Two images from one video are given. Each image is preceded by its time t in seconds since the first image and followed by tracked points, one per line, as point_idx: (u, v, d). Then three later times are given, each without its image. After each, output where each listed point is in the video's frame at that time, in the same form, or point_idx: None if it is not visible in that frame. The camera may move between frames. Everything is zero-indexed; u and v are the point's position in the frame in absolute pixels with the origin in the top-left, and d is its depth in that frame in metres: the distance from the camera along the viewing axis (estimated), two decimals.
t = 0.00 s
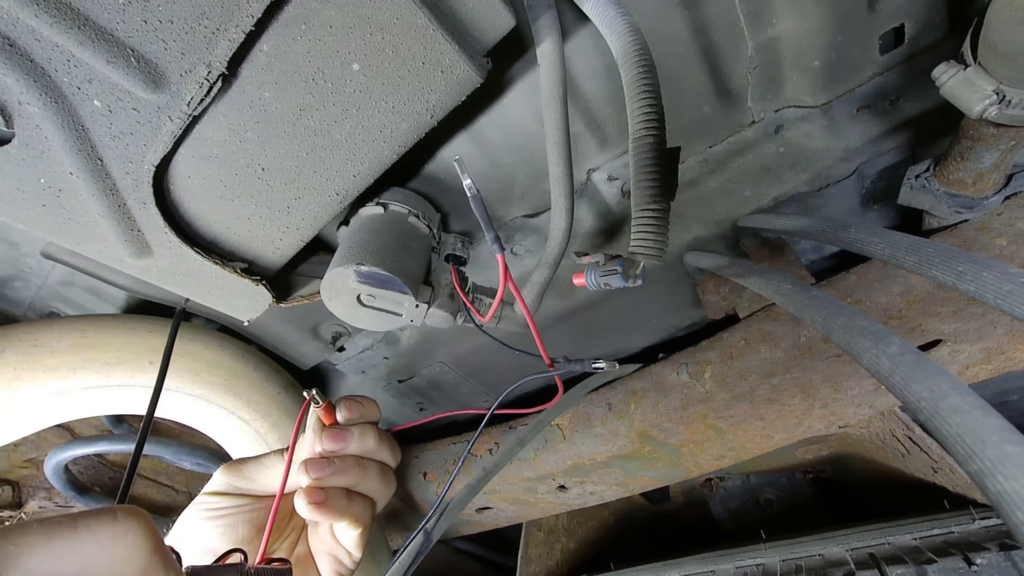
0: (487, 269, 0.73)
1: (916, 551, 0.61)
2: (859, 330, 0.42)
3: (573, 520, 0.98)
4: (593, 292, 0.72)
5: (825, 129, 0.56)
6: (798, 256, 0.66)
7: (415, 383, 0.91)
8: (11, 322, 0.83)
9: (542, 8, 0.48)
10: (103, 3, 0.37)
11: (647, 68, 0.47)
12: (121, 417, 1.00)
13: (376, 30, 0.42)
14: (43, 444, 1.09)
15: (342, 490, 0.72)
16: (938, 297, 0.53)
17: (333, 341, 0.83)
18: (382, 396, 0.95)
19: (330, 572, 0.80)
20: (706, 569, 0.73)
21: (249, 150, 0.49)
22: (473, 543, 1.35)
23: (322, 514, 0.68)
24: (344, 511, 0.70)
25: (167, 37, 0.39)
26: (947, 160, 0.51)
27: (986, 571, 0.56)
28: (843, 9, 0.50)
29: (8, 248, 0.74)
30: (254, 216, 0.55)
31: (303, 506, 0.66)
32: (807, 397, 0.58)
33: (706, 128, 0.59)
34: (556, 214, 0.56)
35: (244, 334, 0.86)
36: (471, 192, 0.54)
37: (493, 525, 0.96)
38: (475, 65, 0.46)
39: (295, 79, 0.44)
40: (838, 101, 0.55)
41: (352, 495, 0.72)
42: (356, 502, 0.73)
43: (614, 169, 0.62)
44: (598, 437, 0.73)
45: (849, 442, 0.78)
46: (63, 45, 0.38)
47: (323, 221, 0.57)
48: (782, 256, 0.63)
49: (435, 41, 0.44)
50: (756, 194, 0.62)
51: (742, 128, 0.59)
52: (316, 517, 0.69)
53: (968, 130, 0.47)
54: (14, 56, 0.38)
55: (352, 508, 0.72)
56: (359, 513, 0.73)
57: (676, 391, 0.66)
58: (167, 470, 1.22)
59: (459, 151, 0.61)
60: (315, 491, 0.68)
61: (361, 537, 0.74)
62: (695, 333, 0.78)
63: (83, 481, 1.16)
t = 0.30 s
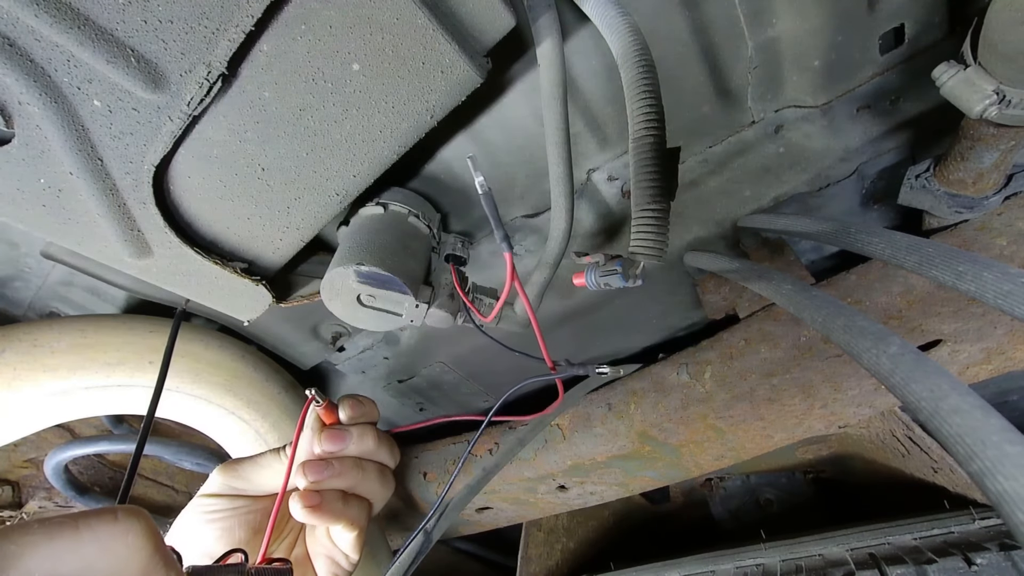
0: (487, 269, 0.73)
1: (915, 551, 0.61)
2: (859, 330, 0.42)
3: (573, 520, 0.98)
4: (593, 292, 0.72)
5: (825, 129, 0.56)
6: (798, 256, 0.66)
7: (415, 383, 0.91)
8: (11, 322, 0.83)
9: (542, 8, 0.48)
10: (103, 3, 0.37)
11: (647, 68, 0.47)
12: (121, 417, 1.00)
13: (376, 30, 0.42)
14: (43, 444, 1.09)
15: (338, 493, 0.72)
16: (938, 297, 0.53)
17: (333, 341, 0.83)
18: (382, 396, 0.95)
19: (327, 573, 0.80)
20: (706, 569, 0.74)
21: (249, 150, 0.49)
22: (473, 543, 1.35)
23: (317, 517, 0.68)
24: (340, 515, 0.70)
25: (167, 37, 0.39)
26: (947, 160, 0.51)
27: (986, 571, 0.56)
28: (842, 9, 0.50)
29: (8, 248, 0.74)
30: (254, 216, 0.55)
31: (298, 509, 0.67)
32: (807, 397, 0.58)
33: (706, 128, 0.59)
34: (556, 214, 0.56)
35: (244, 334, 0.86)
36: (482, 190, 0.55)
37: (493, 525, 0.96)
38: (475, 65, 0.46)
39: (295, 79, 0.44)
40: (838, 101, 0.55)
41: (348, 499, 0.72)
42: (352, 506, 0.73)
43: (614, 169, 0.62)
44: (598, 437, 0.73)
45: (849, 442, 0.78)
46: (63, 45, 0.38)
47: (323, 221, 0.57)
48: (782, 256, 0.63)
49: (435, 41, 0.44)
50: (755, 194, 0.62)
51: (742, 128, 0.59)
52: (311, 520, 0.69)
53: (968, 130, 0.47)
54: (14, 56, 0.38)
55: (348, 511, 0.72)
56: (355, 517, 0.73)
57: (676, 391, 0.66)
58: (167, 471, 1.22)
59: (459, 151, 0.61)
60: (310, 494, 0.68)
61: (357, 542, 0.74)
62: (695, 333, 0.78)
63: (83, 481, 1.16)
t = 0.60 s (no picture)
0: (487, 269, 0.73)
1: (915, 551, 0.61)
2: (859, 330, 0.42)
3: (573, 520, 0.98)
4: (593, 291, 0.72)
5: (825, 128, 0.56)
6: (798, 256, 0.66)
7: (415, 383, 0.91)
8: (11, 322, 0.83)
9: (542, 8, 0.48)
10: (103, 3, 0.37)
11: (647, 68, 0.47)
12: (121, 417, 1.00)
13: (375, 30, 0.42)
14: (43, 444, 1.09)
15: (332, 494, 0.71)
16: (938, 297, 0.53)
17: (333, 341, 0.83)
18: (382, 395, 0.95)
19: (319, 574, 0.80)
20: (706, 569, 0.74)
21: (249, 150, 0.49)
22: (473, 543, 1.35)
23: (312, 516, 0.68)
24: (333, 515, 0.70)
25: (167, 38, 0.39)
26: (947, 160, 0.51)
27: (986, 571, 0.56)
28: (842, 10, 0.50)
29: (8, 248, 0.74)
30: (253, 216, 0.55)
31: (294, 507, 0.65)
32: (807, 397, 0.58)
33: (706, 128, 0.59)
34: (556, 215, 0.56)
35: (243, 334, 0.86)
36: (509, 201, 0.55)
37: (493, 525, 0.96)
38: (475, 65, 0.46)
39: (295, 79, 0.44)
40: (838, 101, 0.55)
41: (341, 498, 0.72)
42: (345, 507, 0.73)
43: (614, 169, 0.62)
44: (598, 437, 0.73)
45: (849, 442, 0.78)
46: (63, 45, 0.38)
47: (323, 221, 0.57)
48: (782, 256, 0.63)
49: (435, 41, 0.44)
50: (755, 194, 0.62)
51: (742, 128, 0.59)
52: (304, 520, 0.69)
53: (968, 130, 0.47)
54: (14, 56, 0.38)
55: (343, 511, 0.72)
56: (346, 518, 0.73)
57: (676, 391, 0.66)
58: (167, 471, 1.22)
59: (459, 150, 0.61)
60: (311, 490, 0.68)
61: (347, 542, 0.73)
62: (695, 333, 0.78)
63: (83, 481, 1.16)
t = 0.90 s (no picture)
0: (487, 269, 0.73)
1: (915, 551, 0.61)
2: (859, 329, 0.42)
3: (573, 520, 0.98)
4: (593, 291, 0.72)
5: (825, 128, 0.56)
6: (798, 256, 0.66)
7: (415, 382, 0.91)
8: (11, 322, 0.83)
9: (542, 8, 0.48)
10: (103, 3, 0.37)
11: (647, 68, 0.47)
12: (121, 417, 1.00)
13: (375, 30, 0.42)
14: (43, 444, 1.09)
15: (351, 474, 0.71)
16: (938, 297, 0.53)
17: (333, 341, 0.83)
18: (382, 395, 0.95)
19: None
20: (706, 569, 0.74)
21: (249, 150, 0.49)
22: (473, 543, 1.35)
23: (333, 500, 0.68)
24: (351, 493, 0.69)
25: (167, 38, 0.39)
26: (947, 160, 0.51)
27: (986, 571, 0.56)
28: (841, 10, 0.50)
29: (8, 248, 0.74)
30: (253, 216, 0.55)
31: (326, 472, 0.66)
32: (807, 397, 0.58)
33: (706, 128, 0.59)
34: (556, 215, 0.56)
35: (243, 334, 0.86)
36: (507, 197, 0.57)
37: (493, 525, 0.96)
38: (475, 65, 0.46)
39: (295, 79, 0.44)
40: (838, 101, 0.55)
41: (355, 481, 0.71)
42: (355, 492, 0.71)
43: (614, 169, 0.62)
44: (598, 437, 0.73)
45: (849, 442, 0.78)
46: (63, 45, 0.38)
47: (323, 221, 0.57)
48: (782, 256, 0.63)
49: (435, 41, 0.44)
50: (755, 194, 0.62)
51: (742, 128, 0.59)
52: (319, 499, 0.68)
53: (968, 130, 0.47)
54: (14, 56, 0.38)
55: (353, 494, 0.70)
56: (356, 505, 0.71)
57: (676, 391, 0.66)
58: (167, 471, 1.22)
59: (459, 150, 0.61)
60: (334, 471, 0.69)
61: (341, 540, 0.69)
62: (696, 333, 0.78)
63: (83, 481, 1.16)
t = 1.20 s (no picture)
0: (487, 269, 0.73)
1: (915, 551, 0.61)
2: (859, 329, 0.42)
3: (573, 520, 0.98)
4: (593, 291, 0.72)
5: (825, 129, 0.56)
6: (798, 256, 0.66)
7: (415, 383, 0.91)
8: (11, 322, 0.83)
9: (542, 8, 0.48)
10: (103, 3, 0.37)
11: (647, 68, 0.47)
12: (121, 417, 1.01)
13: (376, 31, 0.42)
14: (43, 444, 1.09)
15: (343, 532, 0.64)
16: (938, 297, 0.53)
17: (333, 342, 0.83)
18: (382, 395, 0.95)
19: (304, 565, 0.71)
20: (707, 569, 0.74)
21: (249, 150, 0.49)
22: (474, 544, 1.34)
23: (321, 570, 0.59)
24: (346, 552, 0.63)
25: (167, 37, 0.39)
26: (947, 160, 0.51)
27: (986, 571, 0.56)
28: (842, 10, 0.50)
29: (8, 248, 0.74)
30: (253, 216, 0.55)
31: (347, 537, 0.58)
32: (807, 397, 0.58)
33: (705, 128, 0.59)
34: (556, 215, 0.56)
35: (244, 334, 0.86)
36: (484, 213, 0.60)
37: (493, 525, 0.96)
38: (475, 65, 0.46)
39: (295, 79, 0.44)
40: (838, 101, 0.55)
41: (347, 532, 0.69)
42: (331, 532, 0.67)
43: (614, 169, 0.62)
44: (598, 437, 0.73)
45: (849, 443, 0.78)
46: (63, 45, 0.38)
47: (323, 221, 0.57)
48: (782, 256, 0.62)
49: (435, 41, 0.44)
50: (755, 194, 0.62)
51: (742, 128, 0.59)
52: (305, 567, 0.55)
53: (967, 130, 0.47)
54: (14, 56, 0.38)
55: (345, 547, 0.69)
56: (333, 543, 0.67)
57: (676, 391, 0.66)
58: (167, 471, 1.22)
59: (459, 150, 0.61)
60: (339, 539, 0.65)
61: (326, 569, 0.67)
62: (696, 333, 0.78)
63: (83, 481, 1.16)
